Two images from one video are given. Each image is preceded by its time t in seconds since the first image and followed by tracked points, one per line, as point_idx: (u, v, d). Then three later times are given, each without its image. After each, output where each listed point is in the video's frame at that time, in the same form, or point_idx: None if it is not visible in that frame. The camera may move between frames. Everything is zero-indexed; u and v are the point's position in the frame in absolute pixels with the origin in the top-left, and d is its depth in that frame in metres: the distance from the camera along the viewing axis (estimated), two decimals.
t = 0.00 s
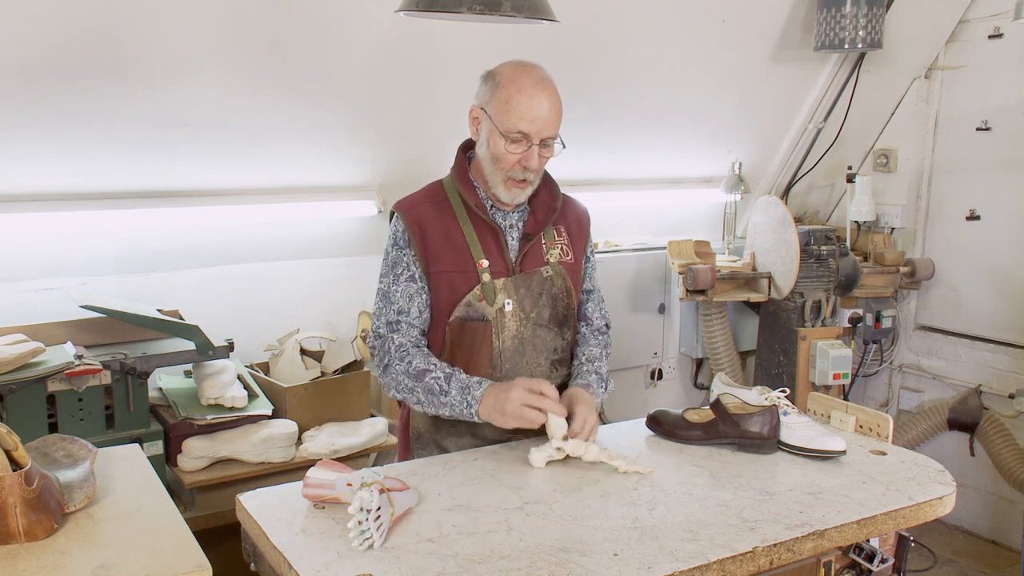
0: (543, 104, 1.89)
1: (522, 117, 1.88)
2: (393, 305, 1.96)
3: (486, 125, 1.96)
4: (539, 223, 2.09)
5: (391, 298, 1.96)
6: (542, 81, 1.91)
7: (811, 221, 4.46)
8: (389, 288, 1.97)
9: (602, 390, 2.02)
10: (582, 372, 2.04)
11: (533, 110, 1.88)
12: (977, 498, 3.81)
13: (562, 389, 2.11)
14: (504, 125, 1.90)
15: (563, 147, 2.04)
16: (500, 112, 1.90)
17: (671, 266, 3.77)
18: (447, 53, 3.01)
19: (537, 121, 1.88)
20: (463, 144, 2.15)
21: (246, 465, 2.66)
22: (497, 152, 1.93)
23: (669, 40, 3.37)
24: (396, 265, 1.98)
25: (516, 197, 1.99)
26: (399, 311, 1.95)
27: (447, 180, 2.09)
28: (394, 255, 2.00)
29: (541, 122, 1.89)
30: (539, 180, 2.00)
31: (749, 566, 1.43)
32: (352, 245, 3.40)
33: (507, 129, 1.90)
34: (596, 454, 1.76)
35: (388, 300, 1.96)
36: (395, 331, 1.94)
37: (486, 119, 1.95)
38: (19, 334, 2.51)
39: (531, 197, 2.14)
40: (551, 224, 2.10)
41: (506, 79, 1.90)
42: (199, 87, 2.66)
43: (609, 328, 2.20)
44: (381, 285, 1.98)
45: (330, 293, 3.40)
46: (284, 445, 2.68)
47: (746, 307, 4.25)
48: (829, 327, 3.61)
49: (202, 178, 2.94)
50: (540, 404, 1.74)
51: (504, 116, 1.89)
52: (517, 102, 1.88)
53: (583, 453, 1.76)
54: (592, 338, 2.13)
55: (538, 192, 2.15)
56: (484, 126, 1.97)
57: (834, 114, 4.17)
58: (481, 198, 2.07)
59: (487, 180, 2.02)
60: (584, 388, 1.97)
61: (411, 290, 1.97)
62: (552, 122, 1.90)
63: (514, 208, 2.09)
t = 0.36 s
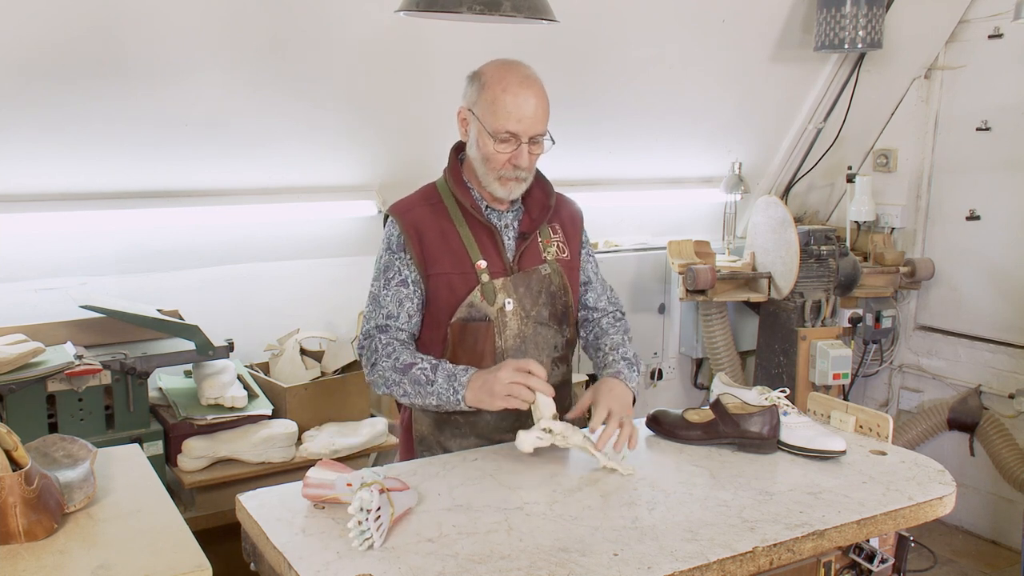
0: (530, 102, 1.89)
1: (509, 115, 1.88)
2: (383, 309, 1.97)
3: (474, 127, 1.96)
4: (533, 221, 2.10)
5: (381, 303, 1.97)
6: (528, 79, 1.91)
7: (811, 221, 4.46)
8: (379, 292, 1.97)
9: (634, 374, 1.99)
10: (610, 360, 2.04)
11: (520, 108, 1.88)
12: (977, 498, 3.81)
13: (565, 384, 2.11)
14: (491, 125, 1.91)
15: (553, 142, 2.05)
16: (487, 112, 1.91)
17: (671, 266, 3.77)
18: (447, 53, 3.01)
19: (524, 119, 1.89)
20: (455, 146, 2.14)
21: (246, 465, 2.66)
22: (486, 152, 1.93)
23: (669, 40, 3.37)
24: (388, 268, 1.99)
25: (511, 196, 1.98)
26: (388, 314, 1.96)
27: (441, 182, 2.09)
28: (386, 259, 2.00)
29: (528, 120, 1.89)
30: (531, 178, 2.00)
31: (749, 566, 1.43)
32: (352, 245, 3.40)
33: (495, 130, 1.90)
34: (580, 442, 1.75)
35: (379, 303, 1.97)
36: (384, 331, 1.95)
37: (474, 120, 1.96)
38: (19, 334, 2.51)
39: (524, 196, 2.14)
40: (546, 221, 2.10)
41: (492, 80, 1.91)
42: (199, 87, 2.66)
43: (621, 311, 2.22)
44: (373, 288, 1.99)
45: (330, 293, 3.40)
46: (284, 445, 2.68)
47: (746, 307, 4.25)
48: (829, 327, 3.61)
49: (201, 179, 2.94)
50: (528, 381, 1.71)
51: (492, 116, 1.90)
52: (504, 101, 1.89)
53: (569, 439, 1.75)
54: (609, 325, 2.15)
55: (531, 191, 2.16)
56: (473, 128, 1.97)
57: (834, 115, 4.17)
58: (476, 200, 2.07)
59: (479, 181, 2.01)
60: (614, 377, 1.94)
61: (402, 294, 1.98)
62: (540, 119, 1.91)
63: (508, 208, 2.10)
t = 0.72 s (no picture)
0: (519, 103, 1.88)
1: (500, 116, 1.88)
2: (382, 307, 1.97)
3: (466, 127, 1.96)
4: (529, 223, 2.08)
5: (380, 301, 1.97)
6: (518, 79, 1.90)
7: (811, 221, 4.45)
8: (378, 291, 1.98)
9: (591, 406, 1.95)
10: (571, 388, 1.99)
11: (510, 109, 1.88)
12: (977, 498, 3.81)
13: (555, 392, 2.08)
14: (482, 127, 1.90)
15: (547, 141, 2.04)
16: (477, 114, 1.90)
17: (671, 266, 3.77)
18: (447, 53, 3.01)
19: (515, 121, 1.88)
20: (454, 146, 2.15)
21: (246, 465, 2.66)
22: (477, 153, 1.94)
23: (669, 40, 3.37)
24: (385, 268, 1.99)
25: (502, 197, 1.99)
26: (386, 313, 1.96)
27: (437, 184, 2.09)
28: (384, 258, 2.01)
29: (518, 121, 1.89)
30: (524, 178, 2.00)
31: (749, 567, 1.43)
32: (352, 245, 3.40)
33: (486, 131, 1.90)
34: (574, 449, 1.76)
35: (377, 302, 1.97)
36: (383, 331, 1.95)
37: (465, 120, 1.96)
38: (19, 335, 2.51)
39: (521, 197, 2.13)
40: (542, 223, 2.09)
41: (482, 81, 1.90)
42: (199, 87, 2.66)
43: (612, 326, 2.16)
44: (370, 287, 1.99)
45: (330, 293, 3.40)
46: (284, 445, 2.68)
47: (746, 307, 4.25)
48: (829, 327, 3.62)
49: (201, 179, 2.94)
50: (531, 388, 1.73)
51: (482, 117, 1.89)
52: (494, 102, 1.88)
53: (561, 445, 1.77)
54: (587, 345, 2.08)
55: (529, 191, 2.14)
56: (465, 128, 1.97)
57: (834, 114, 4.17)
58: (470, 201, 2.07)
59: (471, 181, 2.02)
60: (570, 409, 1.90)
61: (399, 293, 1.98)
62: (531, 120, 1.90)
63: (504, 210, 2.09)
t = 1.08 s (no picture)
0: (512, 85, 1.90)
1: (492, 98, 1.90)
2: (384, 301, 1.95)
3: (463, 115, 1.99)
4: (531, 224, 2.08)
5: (382, 295, 1.95)
6: (512, 64, 1.93)
7: (811, 221, 4.45)
8: (380, 284, 1.96)
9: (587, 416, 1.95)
10: (568, 396, 1.97)
11: (501, 91, 1.90)
12: (977, 498, 3.81)
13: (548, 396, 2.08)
14: (475, 110, 1.93)
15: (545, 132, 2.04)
16: (471, 98, 1.94)
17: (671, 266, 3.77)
18: (448, 53, 3.01)
19: (507, 102, 1.90)
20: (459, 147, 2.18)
21: (246, 465, 2.66)
22: (472, 139, 1.96)
23: (669, 40, 3.37)
24: (386, 261, 1.98)
25: (499, 186, 1.99)
26: (388, 306, 1.94)
27: (440, 180, 2.10)
28: (385, 251, 2.00)
29: (511, 103, 1.90)
30: (522, 167, 1.99)
31: (749, 566, 1.43)
32: (353, 245, 3.40)
33: (479, 114, 1.93)
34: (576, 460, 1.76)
35: (379, 295, 1.95)
36: (386, 327, 1.92)
37: (462, 109, 1.99)
38: (19, 335, 2.51)
39: (525, 197, 2.13)
40: (544, 225, 2.08)
41: (476, 68, 1.94)
42: (199, 87, 2.66)
43: (605, 333, 2.16)
44: (370, 280, 1.97)
45: (330, 293, 3.40)
46: (284, 445, 2.68)
47: (746, 307, 4.25)
48: (829, 327, 3.62)
49: (201, 179, 2.94)
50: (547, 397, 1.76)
51: (476, 101, 1.92)
52: (487, 85, 1.91)
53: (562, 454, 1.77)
54: (584, 353, 2.07)
55: (533, 192, 2.13)
56: (462, 117, 2.00)
57: (834, 114, 4.17)
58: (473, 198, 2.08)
59: (469, 172, 2.03)
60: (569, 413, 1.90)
61: (400, 287, 1.98)
62: (524, 103, 1.92)
63: (507, 210, 2.11)
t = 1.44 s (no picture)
0: (484, 76, 1.92)
1: (463, 89, 1.92)
2: (371, 301, 1.97)
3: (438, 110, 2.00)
4: (513, 223, 2.08)
5: (368, 295, 1.97)
6: (485, 57, 1.94)
7: (811, 221, 4.46)
8: (365, 285, 1.98)
9: (585, 414, 1.95)
10: (563, 396, 1.97)
11: (472, 82, 1.91)
12: (977, 498, 3.82)
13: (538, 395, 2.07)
14: (449, 103, 1.95)
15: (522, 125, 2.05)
16: (446, 91, 1.95)
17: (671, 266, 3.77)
18: (448, 53, 3.02)
19: (478, 93, 1.91)
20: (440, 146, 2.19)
21: (246, 465, 2.66)
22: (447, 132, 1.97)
23: (669, 40, 3.37)
24: (370, 262, 2.00)
25: (474, 179, 1.99)
26: (373, 306, 1.96)
27: (421, 181, 2.11)
28: (368, 252, 2.02)
29: (482, 94, 1.92)
30: (497, 161, 2.00)
31: (749, 566, 1.43)
32: (353, 245, 3.40)
33: (451, 106, 1.94)
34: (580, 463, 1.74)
35: (363, 296, 1.97)
36: (371, 326, 1.94)
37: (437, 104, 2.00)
38: (19, 334, 2.51)
39: (507, 196, 2.13)
40: (526, 223, 2.08)
41: (451, 63, 1.96)
42: (199, 87, 2.66)
43: (593, 333, 2.16)
44: (356, 281, 1.99)
45: (330, 293, 3.40)
46: (284, 445, 2.68)
47: (746, 307, 4.25)
48: (829, 327, 3.62)
49: (202, 178, 2.94)
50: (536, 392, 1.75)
51: (450, 93, 1.94)
52: (458, 76, 1.92)
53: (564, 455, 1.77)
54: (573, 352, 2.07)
55: (514, 190, 2.13)
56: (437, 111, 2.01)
57: (835, 114, 4.17)
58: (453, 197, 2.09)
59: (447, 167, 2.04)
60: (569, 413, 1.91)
61: (386, 287, 1.99)
62: (496, 94, 1.92)
63: (488, 209, 2.11)
